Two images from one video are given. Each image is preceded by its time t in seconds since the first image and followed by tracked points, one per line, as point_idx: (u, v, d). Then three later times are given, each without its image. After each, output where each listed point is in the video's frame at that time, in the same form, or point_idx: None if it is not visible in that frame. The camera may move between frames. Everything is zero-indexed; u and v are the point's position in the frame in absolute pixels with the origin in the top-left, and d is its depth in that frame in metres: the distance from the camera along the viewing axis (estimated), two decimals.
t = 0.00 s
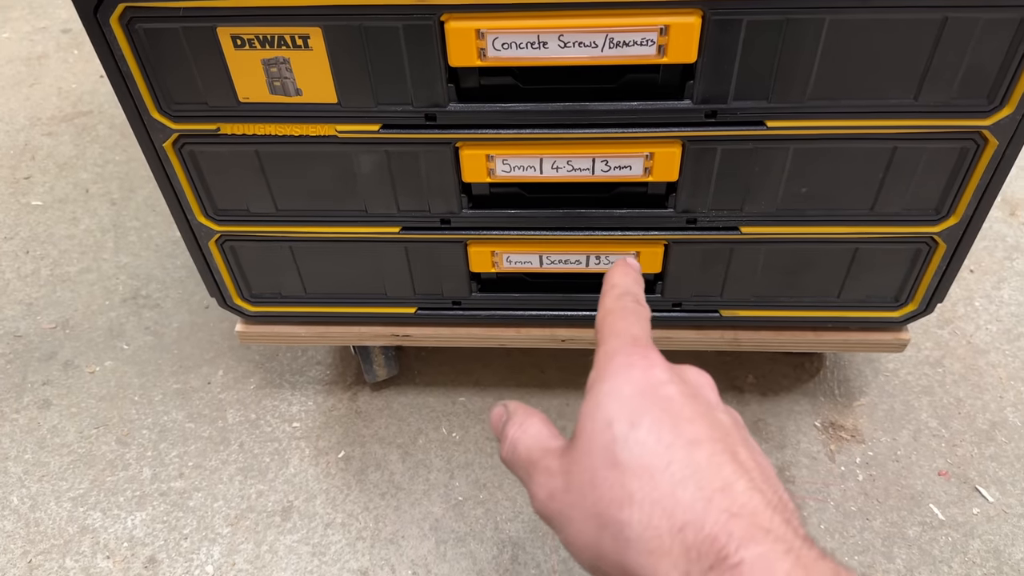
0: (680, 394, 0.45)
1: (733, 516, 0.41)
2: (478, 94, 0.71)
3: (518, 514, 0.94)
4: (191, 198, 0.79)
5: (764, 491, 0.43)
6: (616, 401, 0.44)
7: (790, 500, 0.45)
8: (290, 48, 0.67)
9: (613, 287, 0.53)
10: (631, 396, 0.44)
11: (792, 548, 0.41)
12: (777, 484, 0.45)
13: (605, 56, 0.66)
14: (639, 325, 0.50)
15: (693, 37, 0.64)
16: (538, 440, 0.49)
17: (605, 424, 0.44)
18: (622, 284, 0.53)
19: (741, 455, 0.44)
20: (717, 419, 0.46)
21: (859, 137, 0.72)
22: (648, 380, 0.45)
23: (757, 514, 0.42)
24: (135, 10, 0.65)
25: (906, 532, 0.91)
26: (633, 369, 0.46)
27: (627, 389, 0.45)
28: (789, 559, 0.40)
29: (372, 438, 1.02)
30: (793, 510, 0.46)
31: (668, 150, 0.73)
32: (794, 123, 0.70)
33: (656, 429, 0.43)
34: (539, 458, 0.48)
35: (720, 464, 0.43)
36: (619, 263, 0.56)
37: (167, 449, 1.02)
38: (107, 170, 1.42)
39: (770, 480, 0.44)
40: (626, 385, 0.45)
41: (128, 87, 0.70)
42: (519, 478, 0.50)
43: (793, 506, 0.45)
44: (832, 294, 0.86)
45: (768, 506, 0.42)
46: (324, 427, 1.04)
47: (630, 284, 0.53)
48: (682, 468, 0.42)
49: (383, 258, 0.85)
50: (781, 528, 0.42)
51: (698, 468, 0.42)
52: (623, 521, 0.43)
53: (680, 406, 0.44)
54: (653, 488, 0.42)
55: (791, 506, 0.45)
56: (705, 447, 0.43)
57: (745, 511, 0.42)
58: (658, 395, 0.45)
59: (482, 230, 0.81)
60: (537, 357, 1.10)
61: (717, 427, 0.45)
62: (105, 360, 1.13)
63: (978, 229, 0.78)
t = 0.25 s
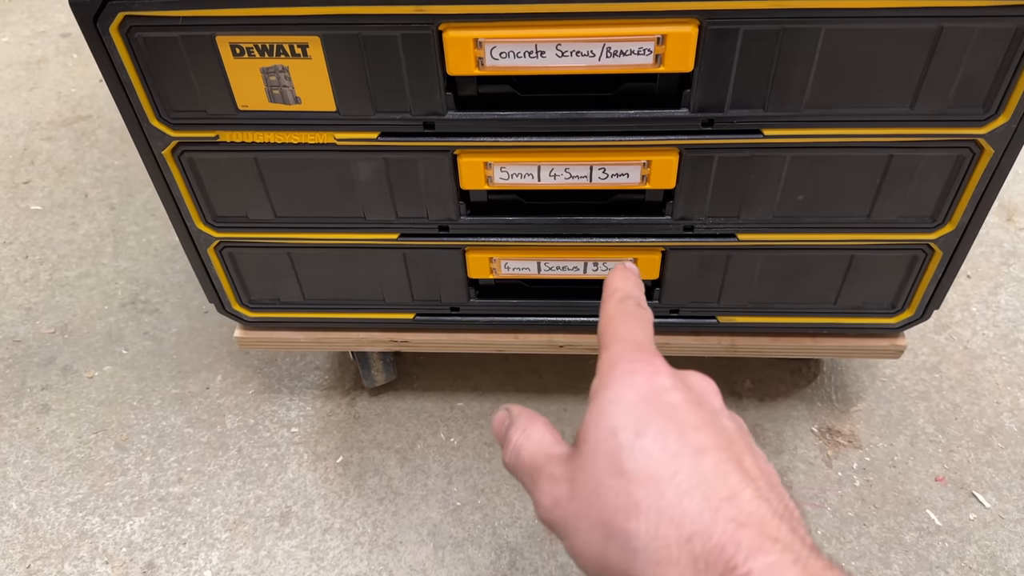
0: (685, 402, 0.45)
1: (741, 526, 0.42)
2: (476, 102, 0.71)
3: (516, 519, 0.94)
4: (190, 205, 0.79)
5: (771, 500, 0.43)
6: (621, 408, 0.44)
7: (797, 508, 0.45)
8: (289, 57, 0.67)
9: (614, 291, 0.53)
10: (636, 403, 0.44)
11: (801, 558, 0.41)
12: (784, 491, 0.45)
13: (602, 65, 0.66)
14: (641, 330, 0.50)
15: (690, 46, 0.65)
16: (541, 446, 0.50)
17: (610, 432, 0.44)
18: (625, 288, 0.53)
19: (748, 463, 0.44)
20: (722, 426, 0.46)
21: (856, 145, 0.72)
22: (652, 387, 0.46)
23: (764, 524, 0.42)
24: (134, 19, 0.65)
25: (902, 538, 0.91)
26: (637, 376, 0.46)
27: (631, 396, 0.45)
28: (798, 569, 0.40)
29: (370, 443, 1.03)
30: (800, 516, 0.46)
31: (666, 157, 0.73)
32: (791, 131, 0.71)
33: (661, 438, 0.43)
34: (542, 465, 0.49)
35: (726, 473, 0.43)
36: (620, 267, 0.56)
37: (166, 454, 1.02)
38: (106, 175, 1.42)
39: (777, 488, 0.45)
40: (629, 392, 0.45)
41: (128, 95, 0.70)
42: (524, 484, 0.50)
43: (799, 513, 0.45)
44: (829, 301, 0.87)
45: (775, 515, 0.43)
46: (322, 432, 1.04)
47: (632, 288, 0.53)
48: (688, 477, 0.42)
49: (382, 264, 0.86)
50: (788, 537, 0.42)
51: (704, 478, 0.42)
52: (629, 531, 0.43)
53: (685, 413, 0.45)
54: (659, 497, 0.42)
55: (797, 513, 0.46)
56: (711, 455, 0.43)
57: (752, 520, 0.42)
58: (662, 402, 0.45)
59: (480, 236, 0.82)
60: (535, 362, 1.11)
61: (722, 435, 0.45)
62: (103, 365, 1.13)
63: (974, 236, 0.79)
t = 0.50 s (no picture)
0: (679, 421, 0.46)
1: (739, 540, 0.41)
2: (477, 109, 0.71)
3: (516, 525, 0.94)
4: (190, 211, 0.79)
5: (768, 515, 0.43)
6: (616, 428, 0.45)
7: (794, 525, 0.45)
8: (290, 64, 0.67)
9: (606, 317, 0.52)
10: (632, 423, 0.45)
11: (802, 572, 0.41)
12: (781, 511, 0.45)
13: (603, 72, 0.66)
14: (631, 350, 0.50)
15: (690, 54, 0.65)
16: (539, 469, 0.49)
17: (607, 453, 0.44)
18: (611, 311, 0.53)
19: (744, 481, 0.45)
20: (718, 446, 0.46)
21: (856, 152, 0.72)
22: (648, 408, 0.46)
23: (762, 538, 0.42)
24: (135, 26, 0.65)
25: (902, 544, 0.91)
26: (633, 397, 0.46)
27: (626, 415, 0.45)
28: None
29: (370, 448, 1.02)
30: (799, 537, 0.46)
31: (666, 164, 0.73)
32: (791, 139, 0.71)
33: (658, 456, 0.43)
34: (540, 488, 0.48)
35: (723, 488, 0.43)
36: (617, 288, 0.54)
37: (166, 459, 1.02)
38: (105, 179, 1.42)
39: (775, 507, 0.45)
40: (626, 413, 0.45)
41: (128, 101, 0.70)
42: (521, 510, 0.50)
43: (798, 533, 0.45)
44: (829, 307, 0.87)
45: (773, 530, 0.43)
46: (322, 438, 1.04)
47: (624, 314, 0.52)
48: (685, 493, 0.42)
49: (382, 270, 0.86)
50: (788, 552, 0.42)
51: (701, 493, 0.42)
52: (628, 549, 0.42)
53: (679, 432, 0.45)
54: (657, 512, 0.42)
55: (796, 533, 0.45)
56: (708, 472, 0.43)
57: (750, 534, 0.42)
58: (658, 422, 0.45)
59: (480, 243, 0.82)
60: (535, 367, 1.11)
61: (718, 454, 0.45)
62: (103, 370, 1.13)
63: (975, 243, 0.79)
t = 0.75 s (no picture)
0: (677, 429, 0.44)
1: (741, 550, 0.40)
2: (479, 109, 0.71)
3: (517, 525, 0.94)
4: (192, 211, 0.79)
5: (769, 523, 0.42)
6: (615, 438, 0.44)
7: (798, 533, 0.43)
8: (293, 64, 0.67)
9: (595, 330, 0.53)
10: (630, 432, 0.44)
11: None
12: (785, 520, 0.44)
13: (606, 73, 0.66)
14: (626, 361, 0.50)
15: (693, 55, 0.65)
16: (537, 479, 0.49)
17: (605, 462, 0.43)
18: (604, 326, 0.53)
19: (745, 488, 0.43)
20: (717, 452, 0.45)
21: (858, 153, 0.72)
22: (646, 417, 0.45)
23: (764, 546, 0.40)
24: (138, 26, 0.65)
25: (903, 544, 0.91)
26: (630, 405, 0.45)
27: (624, 423, 0.44)
28: None
29: (371, 449, 1.02)
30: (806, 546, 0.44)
31: (668, 165, 0.73)
32: (793, 140, 0.71)
33: (656, 464, 0.42)
34: (538, 498, 0.48)
35: (723, 496, 0.41)
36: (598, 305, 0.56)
37: (166, 459, 1.02)
38: (106, 179, 1.42)
39: (779, 517, 0.43)
40: (623, 421, 0.44)
41: (131, 101, 0.70)
42: (520, 522, 0.49)
43: (803, 543, 0.43)
44: (830, 307, 0.87)
45: (775, 538, 0.41)
46: (323, 438, 1.04)
47: (612, 324, 0.53)
48: (686, 502, 0.41)
49: (384, 270, 0.86)
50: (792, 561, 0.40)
51: (701, 502, 0.41)
52: (630, 559, 0.41)
53: (678, 440, 0.44)
54: (656, 521, 0.41)
55: (801, 542, 0.44)
56: (708, 480, 0.42)
57: (752, 544, 0.40)
58: (656, 430, 0.44)
59: (482, 243, 0.82)
60: (536, 368, 1.11)
61: (717, 461, 0.44)
62: (104, 370, 1.13)
63: (976, 244, 0.79)
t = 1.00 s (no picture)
0: (689, 412, 0.46)
1: (752, 531, 0.42)
2: (480, 109, 0.71)
3: (517, 524, 0.95)
4: (192, 210, 0.79)
5: (780, 505, 0.44)
6: (627, 420, 0.45)
7: (807, 514, 0.45)
8: (294, 63, 0.67)
9: (606, 309, 0.54)
10: (643, 414, 0.45)
11: (816, 563, 0.41)
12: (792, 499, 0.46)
13: (606, 73, 0.66)
14: (637, 342, 0.50)
15: (694, 55, 0.65)
16: (546, 458, 0.50)
17: (618, 444, 0.44)
18: (616, 306, 0.53)
19: (756, 470, 0.45)
20: (727, 435, 0.46)
21: (858, 153, 0.72)
22: (659, 399, 0.46)
23: (776, 529, 0.42)
24: (139, 25, 0.65)
25: (902, 543, 0.91)
26: (642, 387, 0.47)
27: (635, 406, 0.45)
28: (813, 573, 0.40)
29: (371, 447, 1.03)
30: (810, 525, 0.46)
31: (668, 165, 0.73)
32: (793, 139, 0.71)
33: (669, 447, 0.44)
34: (549, 477, 0.48)
35: (735, 479, 0.43)
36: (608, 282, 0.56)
37: (166, 458, 1.02)
38: (105, 177, 1.42)
39: (787, 497, 0.45)
40: (635, 403, 0.46)
41: (132, 101, 0.70)
42: (529, 499, 0.50)
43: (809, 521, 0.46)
44: (830, 307, 0.87)
45: (786, 520, 0.43)
46: (323, 437, 1.04)
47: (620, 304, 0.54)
48: (698, 484, 0.43)
49: (384, 269, 0.86)
50: (801, 541, 0.42)
51: (713, 484, 0.43)
52: (641, 540, 0.43)
53: (690, 423, 0.45)
54: (670, 504, 0.42)
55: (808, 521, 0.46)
56: (719, 462, 0.44)
57: (764, 526, 0.42)
58: (669, 413, 0.45)
59: (482, 242, 0.82)
60: (535, 367, 1.11)
61: (727, 443, 0.46)
62: (104, 369, 1.13)
63: (975, 244, 0.79)
